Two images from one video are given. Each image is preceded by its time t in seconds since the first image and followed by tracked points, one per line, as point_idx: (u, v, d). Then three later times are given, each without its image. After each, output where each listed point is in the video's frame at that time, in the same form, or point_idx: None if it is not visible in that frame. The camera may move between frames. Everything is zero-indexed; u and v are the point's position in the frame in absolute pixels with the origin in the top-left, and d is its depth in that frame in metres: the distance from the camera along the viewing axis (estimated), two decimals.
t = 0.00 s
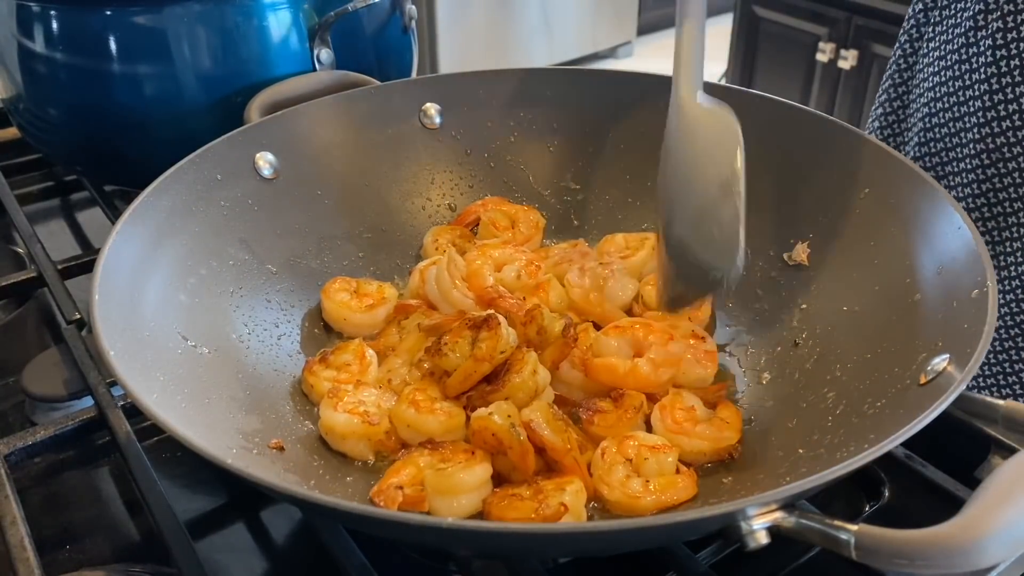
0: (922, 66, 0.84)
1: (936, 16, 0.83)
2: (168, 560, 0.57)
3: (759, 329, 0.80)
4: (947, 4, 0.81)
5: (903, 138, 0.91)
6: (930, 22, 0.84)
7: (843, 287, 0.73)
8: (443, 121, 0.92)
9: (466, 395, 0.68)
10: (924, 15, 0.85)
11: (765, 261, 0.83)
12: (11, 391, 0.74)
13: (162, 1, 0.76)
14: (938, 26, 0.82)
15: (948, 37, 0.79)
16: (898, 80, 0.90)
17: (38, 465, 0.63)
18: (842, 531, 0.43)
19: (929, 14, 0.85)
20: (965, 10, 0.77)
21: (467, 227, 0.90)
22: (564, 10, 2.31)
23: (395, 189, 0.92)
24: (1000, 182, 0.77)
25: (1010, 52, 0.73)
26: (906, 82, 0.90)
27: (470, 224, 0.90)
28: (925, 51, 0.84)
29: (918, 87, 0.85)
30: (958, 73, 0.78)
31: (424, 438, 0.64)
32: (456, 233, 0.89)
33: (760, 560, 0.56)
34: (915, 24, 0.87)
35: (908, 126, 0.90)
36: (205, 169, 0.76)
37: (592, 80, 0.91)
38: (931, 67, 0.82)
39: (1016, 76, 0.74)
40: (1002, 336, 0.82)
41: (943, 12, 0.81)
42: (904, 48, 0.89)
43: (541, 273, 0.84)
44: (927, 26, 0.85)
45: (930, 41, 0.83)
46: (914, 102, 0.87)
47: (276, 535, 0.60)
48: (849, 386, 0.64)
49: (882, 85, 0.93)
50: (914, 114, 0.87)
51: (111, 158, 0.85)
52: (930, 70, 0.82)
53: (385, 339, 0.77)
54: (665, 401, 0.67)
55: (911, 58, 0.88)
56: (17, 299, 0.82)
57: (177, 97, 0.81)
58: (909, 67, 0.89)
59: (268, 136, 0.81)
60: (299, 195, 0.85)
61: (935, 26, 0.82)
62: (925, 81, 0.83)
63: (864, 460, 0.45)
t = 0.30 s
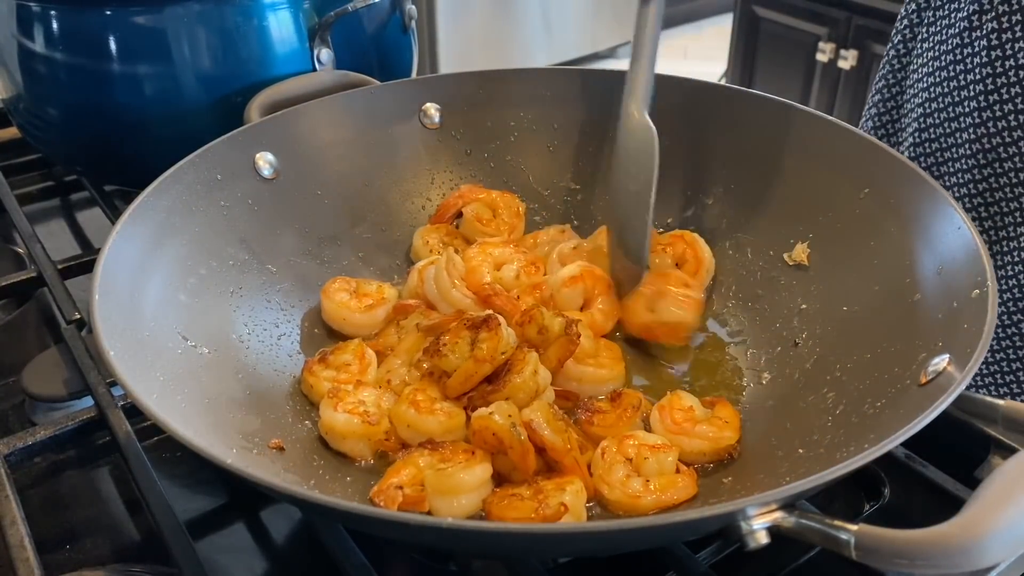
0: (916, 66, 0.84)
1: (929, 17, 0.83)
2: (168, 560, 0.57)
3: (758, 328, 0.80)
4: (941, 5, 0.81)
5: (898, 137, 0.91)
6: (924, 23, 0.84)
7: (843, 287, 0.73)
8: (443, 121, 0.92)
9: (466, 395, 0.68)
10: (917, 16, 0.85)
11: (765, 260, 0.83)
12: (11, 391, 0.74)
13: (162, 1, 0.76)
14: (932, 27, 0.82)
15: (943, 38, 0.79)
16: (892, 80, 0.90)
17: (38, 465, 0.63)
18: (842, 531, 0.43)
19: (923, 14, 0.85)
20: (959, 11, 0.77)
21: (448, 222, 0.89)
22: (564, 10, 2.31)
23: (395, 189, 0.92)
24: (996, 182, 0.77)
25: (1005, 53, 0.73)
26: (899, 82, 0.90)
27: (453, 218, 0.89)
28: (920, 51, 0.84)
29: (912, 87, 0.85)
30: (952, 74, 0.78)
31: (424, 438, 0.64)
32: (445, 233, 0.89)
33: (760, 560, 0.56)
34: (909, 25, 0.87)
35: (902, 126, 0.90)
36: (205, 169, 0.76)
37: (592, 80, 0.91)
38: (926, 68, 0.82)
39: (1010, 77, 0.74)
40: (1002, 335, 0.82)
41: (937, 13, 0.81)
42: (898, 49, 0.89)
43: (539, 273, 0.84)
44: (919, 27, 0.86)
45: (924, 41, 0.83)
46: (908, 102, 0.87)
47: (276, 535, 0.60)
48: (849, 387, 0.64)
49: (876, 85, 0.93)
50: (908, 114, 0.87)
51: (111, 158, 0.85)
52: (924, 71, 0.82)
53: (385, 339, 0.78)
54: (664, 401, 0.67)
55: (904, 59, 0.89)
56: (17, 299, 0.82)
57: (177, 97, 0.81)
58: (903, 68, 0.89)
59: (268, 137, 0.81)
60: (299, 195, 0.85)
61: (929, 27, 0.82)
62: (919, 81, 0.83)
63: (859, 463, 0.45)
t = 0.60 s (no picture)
0: (918, 70, 0.84)
1: (930, 23, 0.83)
2: (168, 560, 0.57)
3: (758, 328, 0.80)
4: (941, 11, 0.81)
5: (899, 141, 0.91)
6: (925, 27, 0.84)
7: (843, 287, 0.73)
8: (443, 121, 0.92)
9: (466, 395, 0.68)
10: (917, 22, 0.86)
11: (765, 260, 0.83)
12: (11, 391, 0.74)
13: (162, 1, 0.76)
14: (934, 31, 0.82)
15: (944, 43, 0.79)
16: (893, 85, 0.90)
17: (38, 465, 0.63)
18: (842, 531, 0.43)
19: (924, 18, 0.85)
20: (960, 16, 0.77)
21: (446, 223, 0.89)
22: (564, 10, 2.31)
23: (395, 189, 0.92)
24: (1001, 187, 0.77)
25: (1008, 57, 0.73)
26: (900, 87, 0.90)
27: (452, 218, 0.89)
28: (921, 56, 0.84)
29: (914, 91, 0.85)
30: (955, 78, 0.78)
31: (424, 438, 0.64)
32: (444, 233, 0.89)
33: (760, 560, 0.56)
34: (909, 30, 0.87)
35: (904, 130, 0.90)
36: (205, 169, 0.76)
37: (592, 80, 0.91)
38: (927, 72, 0.82)
39: (1015, 81, 0.73)
40: (1002, 335, 0.82)
41: (937, 18, 0.81)
42: (898, 53, 0.89)
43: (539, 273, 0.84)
44: (920, 32, 0.86)
45: (925, 46, 0.83)
46: (910, 108, 0.86)
47: (276, 535, 0.60)
48: (849, 387, 0.64)
49: (876, 90, 0.93)
50: (910, 120, 0.86)
51: (111, 158, 0.85)
52: (926, 76, 0.82)
53: (385, 340, 0.78)
54: (664, 401, 0.67)
55: (905, 64, 0.89)
56: (17, 299, 0.82)
57: (177, 96, 0.81)
58: (903, 73, 0.89)
59: (268, 136, 0.81)
60: (299, 195, 0.85)
61: (931, 31, 0.82)
62: (921, 85, 0.83)
63: (859, 463, 0.45)
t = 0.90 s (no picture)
0: (919, 64, 0.84)
1: (931, 15, 0.83)
2: (168, 560, 0.57)
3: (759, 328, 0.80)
4: (943, 4, 0.81)
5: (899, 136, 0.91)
6: (927, 21, 0.84)
7: (843, 287, 0.73)
8: (443, 121, 0.92)
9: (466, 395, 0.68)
10: (919, 14, 0.86)
11: (765, 260, 0.83)
12: (11, 391, 0.74)
13: (162, 1, 0.76)
14: (935, 24, 0.82)
15: (944, 36, 0.79)
16: (893, 79, 0.90)
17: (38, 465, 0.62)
18: (842, 531, 0.43)
19: (927, 11, 0.85)
20: (960, 9, 0.77)
21: (447, 223, 0.89)
22: (564, 10, 2.31)
23: (395, 188, 0.91)
24: (998, 180, 0.77)
25: (1007, 50, 0.73)
26: (902, 80, 0.90)
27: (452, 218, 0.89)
28: (923, 49, 0.84)
29: (915, 85, 0.85)
30: (955, 72, 0.78)
31: (424, 438, 0.64)
32: (444, 233, 0.89)
33: (760, 560, 0.56)
34: (913, 22, 0.87)
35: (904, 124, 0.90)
36: (205, 169, 0.76)
37: (592, 80, 0.91)
38: (928, 65, 0.82)
39: (1012, 74, 0.74)
40: (1002, 333, 0.82)
41: (938, 11, 0.81)
42: (900, 47, 0.89)
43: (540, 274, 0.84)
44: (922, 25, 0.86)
45: (926, 39, 0.83)
46: (910, 99, 0.86)
47: (276, 535, 0.60)
48: (849, 387, 0.64)
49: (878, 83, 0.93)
50: (911, 111, 0.87)
51: (111, 158, 0.85)
52: (927, 68, 0.82)
53: (385, 339, 0.78)
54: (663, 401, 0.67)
55: (907, 57, 0.89)
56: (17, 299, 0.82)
57: (177, 96, 0.81)
58: (905, 66, 0.89)
59: (268, 136, 0.81)
60: (299, 195, 0.85)
61: (932, 24, 0.82)
62: (922, 79, 0.83)
63: (858, 464, 0.45)
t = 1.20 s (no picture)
0: (926, 61, 0.84)
1: (939, 12, 0.83)
2: (168, 560, 0.57)
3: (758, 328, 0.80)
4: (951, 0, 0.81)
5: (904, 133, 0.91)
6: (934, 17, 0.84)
7: (842, 287, 0.74)
8: (443, 121, 0.92)
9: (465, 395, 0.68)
10: (927, 10, 0.85)
11: (765, 260, 0.83)
12: (11, 392, 0.74)
13: (162, 1, 0.76)
14: (943, 21, 0.81)
15: (952, 33, 0.79)
16: (901, 74, 0.89)
17: (38, 465, 0.63)
18: (842, 531, 0.43)
19: (934, 8, 0.84)
20: (969, 6, 0.77)
21: (447, 223, 0.89)
22: (564, 10, 2.31)
23: (395, 188, 0.92)
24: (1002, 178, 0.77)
25: (1014, 49, 0.73)
26: (908, 76, 0.89)
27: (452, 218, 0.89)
28: (930, 46, 0.83)
29: (921, 81, 0.85)
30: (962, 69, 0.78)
31: (423, 438, 0.64)
32: (444, 232, 0.89)
33: (760, 560, 0.56)
34: (920, 18, 0.86)
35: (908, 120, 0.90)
36: (205, 169, 0.76)
37: (592, 80, 0.91)
38: (935, 62, 0.82)
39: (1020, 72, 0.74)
40: (1002, 333, 0.82)
41: (947, 8, 0.81)
42: (907, 43, 0.88)
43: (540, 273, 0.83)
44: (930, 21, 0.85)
45: (934, 36, 0.83)
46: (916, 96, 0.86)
47: (276, 535, 0.60)
48: (849, 386, 0.64)
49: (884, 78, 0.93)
50: (916, 107, 0.86)
51: (111, 158, 0.85)
52: (934, 65, 0.82)
53: (385, 339, 0.78)
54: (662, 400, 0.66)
55: (914, 53, 0.88)
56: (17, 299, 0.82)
57: (177, 96, 0.81)
58: (912, 63, 0.89)
59: (268, 136, 0.81)
60: (300, 195, 0.85)
61: (940, 21, 0.82)
62: (928, 76, 0.83)
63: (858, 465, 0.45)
